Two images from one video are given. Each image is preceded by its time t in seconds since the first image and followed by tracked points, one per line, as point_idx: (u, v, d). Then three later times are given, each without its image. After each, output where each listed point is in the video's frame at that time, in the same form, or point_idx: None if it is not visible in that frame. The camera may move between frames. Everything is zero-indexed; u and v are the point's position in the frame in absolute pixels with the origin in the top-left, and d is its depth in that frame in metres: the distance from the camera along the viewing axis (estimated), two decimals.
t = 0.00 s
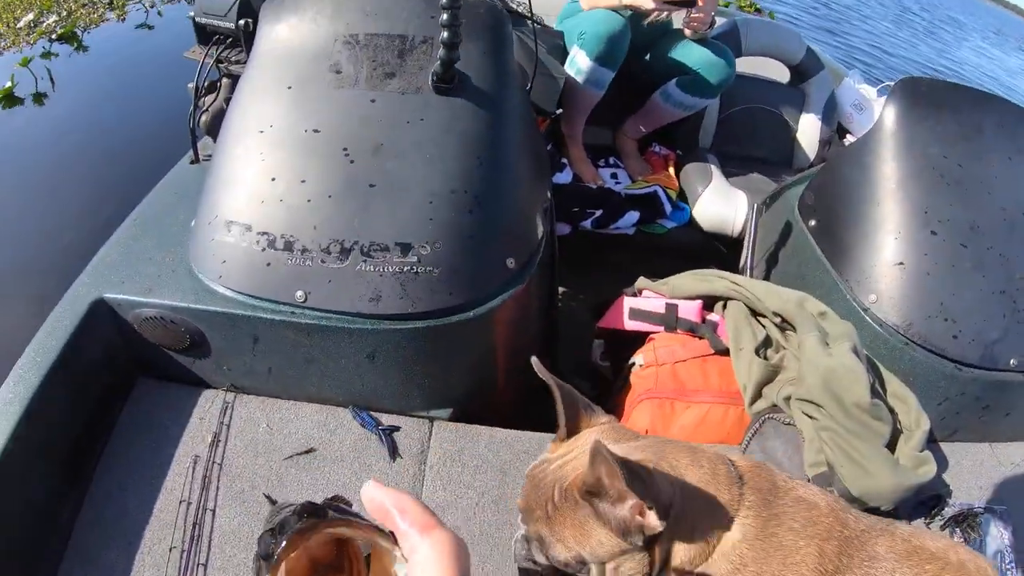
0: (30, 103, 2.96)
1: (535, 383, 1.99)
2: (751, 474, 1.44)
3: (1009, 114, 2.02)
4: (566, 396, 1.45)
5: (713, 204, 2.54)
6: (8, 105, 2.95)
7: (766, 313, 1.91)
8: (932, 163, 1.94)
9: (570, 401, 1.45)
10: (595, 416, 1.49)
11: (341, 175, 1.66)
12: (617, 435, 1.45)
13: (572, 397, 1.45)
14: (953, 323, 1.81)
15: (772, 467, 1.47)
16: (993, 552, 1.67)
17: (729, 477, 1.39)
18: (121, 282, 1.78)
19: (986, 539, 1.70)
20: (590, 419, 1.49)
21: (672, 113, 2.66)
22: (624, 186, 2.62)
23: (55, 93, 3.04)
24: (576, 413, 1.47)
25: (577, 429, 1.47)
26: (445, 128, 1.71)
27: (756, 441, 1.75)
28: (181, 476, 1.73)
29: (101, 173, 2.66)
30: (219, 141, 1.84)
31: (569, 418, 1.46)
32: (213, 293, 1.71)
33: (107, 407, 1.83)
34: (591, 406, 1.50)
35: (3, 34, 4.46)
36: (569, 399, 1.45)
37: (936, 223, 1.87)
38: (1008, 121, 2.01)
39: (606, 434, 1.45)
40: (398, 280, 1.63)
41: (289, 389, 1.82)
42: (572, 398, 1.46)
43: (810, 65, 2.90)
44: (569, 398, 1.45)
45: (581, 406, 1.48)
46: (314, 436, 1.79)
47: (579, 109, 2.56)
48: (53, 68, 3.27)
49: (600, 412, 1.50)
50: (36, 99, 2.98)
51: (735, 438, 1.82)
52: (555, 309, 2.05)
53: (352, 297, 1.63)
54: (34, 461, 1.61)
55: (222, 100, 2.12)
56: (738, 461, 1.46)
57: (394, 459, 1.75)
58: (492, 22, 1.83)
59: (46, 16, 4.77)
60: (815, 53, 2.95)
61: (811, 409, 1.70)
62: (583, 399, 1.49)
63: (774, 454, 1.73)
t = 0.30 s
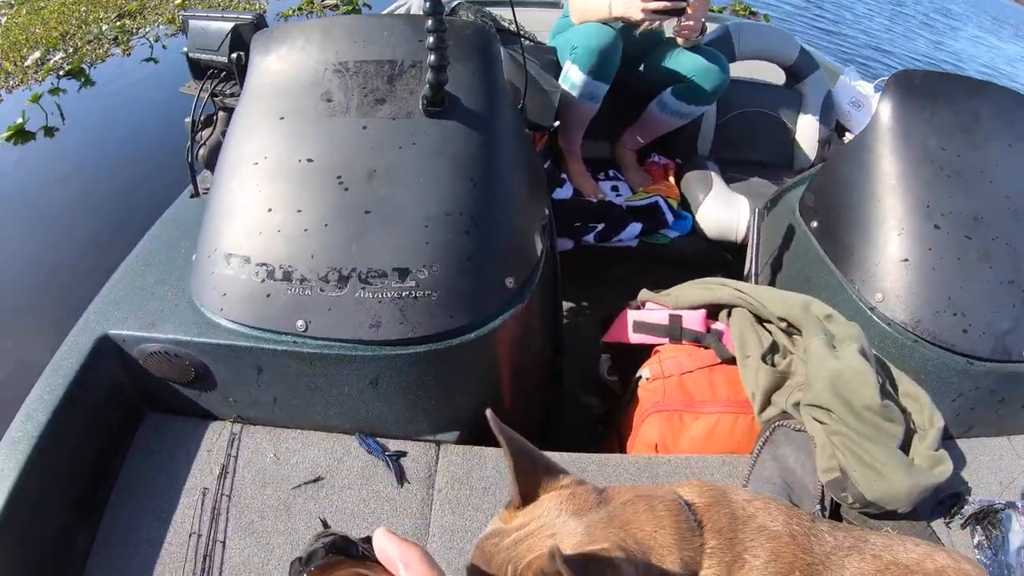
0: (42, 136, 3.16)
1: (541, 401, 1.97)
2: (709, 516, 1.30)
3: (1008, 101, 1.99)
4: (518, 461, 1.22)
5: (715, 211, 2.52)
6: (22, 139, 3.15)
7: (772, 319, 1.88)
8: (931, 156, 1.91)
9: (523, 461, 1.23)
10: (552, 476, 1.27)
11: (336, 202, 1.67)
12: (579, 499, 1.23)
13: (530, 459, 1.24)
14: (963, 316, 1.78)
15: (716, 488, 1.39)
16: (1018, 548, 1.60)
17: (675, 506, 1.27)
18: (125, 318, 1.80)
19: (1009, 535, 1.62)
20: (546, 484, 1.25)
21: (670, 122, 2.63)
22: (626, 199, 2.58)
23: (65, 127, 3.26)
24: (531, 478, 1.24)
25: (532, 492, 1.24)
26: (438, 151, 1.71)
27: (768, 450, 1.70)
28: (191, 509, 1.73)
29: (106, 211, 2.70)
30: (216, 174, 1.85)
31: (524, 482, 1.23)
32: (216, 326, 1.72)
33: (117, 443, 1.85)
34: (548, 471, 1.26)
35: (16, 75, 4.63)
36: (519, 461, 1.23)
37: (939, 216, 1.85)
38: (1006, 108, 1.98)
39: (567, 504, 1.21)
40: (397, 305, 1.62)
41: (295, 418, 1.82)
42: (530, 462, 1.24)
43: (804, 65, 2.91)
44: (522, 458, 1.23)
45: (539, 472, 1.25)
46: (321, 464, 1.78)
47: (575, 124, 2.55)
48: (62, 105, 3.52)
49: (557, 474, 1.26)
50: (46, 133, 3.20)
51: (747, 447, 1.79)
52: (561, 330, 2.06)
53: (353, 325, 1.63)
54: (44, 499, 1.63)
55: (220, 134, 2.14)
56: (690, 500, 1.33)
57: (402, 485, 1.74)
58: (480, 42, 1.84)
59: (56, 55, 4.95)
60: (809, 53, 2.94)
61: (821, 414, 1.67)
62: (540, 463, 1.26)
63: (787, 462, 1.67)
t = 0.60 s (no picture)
0: (53, 147, 3.23)
1: (542, 409, 1.96)
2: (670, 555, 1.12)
3: (1008, 100, 1.98)
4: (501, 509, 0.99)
5: (715, 217, 2.49)
6: (32, 149, 3.22)
7: (773, 323, 1.87)
8: (930, 155, 1.91)
9: (500, 501, 1.00)
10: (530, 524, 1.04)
11: (334, 211, 1.67)
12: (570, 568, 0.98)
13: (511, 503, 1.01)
14: (966, 317, 1.76)
15: (670, 515, 1.23)
16: None
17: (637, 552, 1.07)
18: (125, 328, 1.81)
19: (1018, 538, 1.59)
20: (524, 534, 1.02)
21: (669, 130, 2.63)
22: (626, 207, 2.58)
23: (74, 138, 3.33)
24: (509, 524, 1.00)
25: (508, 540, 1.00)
26: (435, 159, 1.72)
27: (772, 454, 1.68)
28: (191, 519, 1.73)
29: (109, 224, 2.73)
30: (215, 185, 1.86)
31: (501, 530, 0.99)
32: (216, 336, 1.73)
33: (118, 454, 1.85)
34: (525, 517, 1.04)
35: (25, 88, 4.70)
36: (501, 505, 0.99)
37: (940, 216, 1.84)
38: (1005, 107, 1.97)
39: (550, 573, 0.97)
40: (395, 313, 1.62)
41: (295, 428, 1.81)
42: (509, 507, 1.02)
43: (803, 70, 2.92)
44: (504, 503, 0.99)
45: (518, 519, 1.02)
46: (321, 474, 1.77)
47: (575, 134, 2.55)
48: (72, 117, 3.57)
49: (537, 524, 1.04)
50: (57, 144, 3.27)
51: (750, 454, 1.78)
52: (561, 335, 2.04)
53: (351, 333, 1.62)
54: (43, 509, 1.63)
55: (220, 145, 2.16)
56: (644, 538, 1.15)
57: (402, 494, 1.73)
58: (476, 50, 1.84)
59: (65, 68, 5.03)
60: (808, 58, 2.94)
61: (825, 418, 1.64)
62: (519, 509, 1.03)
63: (791, 467, 1.65)
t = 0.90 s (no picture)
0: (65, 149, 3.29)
1: (541, 417, 1.95)
2: None
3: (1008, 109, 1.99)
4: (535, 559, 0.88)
5: (716, 227, 2.48)
6: (44, 150, 3.28)
7: (773, 333, 1.86)
8: (930, 164, 1.91)
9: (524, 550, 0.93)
10: None
11: (333, 219, 1.68)
12: None
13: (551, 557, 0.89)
14: (966, 326, 1.76)
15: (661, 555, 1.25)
16: None
17: None
18: (126, 332, 1.83)
19: (1020, 548, 1.58)
20: None
21: (671, 140, 2.62)
22: (628, 217, 2.58)
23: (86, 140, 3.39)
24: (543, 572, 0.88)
25: None
26: (435, 167, 1.72)
27: (771, 464, 1.68)
28: (188, 523, 1.73)
29: (114, 228, 2.75)
30: (216, 192, 1.87)
31: None
32: (215, 341, 1.74)
33: (118, 457, 1.87)
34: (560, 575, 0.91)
35: (36, 90, 4.73)
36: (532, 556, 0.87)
37: (940, 226, 1.84)
38: (1005, 117, 1.98)
39: None
40: (393, 321, 1.62)
41: (293, 434, 1.82)
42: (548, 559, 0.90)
43: (806, 79, 2.92)
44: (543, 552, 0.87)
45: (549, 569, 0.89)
46: (319, 480, 1.77)
47: (577, 145, 2.54)
48: (85, 119, 3.64)
49: None
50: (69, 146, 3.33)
51: (748, 464, 1.77)
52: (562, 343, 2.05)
53: (349, 340, 1.63)
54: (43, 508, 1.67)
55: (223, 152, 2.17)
56: None
57: (399, 501, 1.73)
58: (477, 60, 1.85)
59: (75, 71, 5.09)
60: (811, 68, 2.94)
61: (823, 428, 1.64)
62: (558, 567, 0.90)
63: (789, 477, 1.65)
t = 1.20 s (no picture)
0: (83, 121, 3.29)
1: (536, 408, 1.92)
2: None
3: None
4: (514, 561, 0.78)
5: (724, 227, 2.44)
6: (64, 122, 3.30)
7: (775, 333, 1.82)
8: (943, 170, 1.87)
9: None
10: None
11: (332, 195, 1.66)
12: None
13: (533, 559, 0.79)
14: (974, 335, 1.71)
15: None
16: None
17: None
18: (120, 302, 1.81)
19: (1017, 565, 1.49)
20: None
21: (682, 138, 2.59)
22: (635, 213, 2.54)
23: (105, 113, 3.38)
24: None
25: None
26: (438, 148, 1.70)
27: (767, 466, 1.64)
28: (171, 496, 1.73)
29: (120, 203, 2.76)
30: (219, 166, 1.86)
31: None
32: (208, 314, 1.72)
33: (107, 427, 1.86)
34: None
35: (56, 63, 4.76)
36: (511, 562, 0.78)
37: (950, 231, 1.80)
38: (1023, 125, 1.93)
39: None
40: (387, 300, 1.60)
41: (281, 412, 1.79)
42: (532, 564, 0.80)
43: (821, 84, 2.89)
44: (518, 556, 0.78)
45: None
46: (304, 459, 1.75)
47: (588, 137, 2.50)
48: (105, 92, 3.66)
49: None
50: (88, 117, 3.33)
51: (743, 464, 1.73)
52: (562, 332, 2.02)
53: (342, 318, 1.60)
54: (28, 473, 1.66)
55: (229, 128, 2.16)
56: None
57: (384, 485, 1.69)
58: (486, 43, 1.83)
59: (98, 47, 5.12)
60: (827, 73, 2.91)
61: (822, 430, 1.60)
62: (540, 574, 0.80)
63: (785, 480, 1.60)
